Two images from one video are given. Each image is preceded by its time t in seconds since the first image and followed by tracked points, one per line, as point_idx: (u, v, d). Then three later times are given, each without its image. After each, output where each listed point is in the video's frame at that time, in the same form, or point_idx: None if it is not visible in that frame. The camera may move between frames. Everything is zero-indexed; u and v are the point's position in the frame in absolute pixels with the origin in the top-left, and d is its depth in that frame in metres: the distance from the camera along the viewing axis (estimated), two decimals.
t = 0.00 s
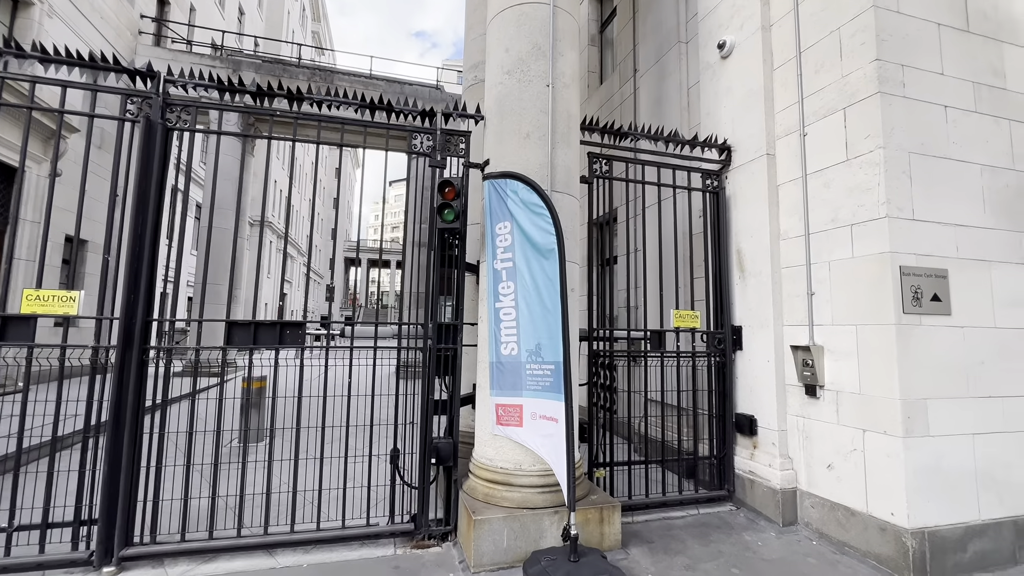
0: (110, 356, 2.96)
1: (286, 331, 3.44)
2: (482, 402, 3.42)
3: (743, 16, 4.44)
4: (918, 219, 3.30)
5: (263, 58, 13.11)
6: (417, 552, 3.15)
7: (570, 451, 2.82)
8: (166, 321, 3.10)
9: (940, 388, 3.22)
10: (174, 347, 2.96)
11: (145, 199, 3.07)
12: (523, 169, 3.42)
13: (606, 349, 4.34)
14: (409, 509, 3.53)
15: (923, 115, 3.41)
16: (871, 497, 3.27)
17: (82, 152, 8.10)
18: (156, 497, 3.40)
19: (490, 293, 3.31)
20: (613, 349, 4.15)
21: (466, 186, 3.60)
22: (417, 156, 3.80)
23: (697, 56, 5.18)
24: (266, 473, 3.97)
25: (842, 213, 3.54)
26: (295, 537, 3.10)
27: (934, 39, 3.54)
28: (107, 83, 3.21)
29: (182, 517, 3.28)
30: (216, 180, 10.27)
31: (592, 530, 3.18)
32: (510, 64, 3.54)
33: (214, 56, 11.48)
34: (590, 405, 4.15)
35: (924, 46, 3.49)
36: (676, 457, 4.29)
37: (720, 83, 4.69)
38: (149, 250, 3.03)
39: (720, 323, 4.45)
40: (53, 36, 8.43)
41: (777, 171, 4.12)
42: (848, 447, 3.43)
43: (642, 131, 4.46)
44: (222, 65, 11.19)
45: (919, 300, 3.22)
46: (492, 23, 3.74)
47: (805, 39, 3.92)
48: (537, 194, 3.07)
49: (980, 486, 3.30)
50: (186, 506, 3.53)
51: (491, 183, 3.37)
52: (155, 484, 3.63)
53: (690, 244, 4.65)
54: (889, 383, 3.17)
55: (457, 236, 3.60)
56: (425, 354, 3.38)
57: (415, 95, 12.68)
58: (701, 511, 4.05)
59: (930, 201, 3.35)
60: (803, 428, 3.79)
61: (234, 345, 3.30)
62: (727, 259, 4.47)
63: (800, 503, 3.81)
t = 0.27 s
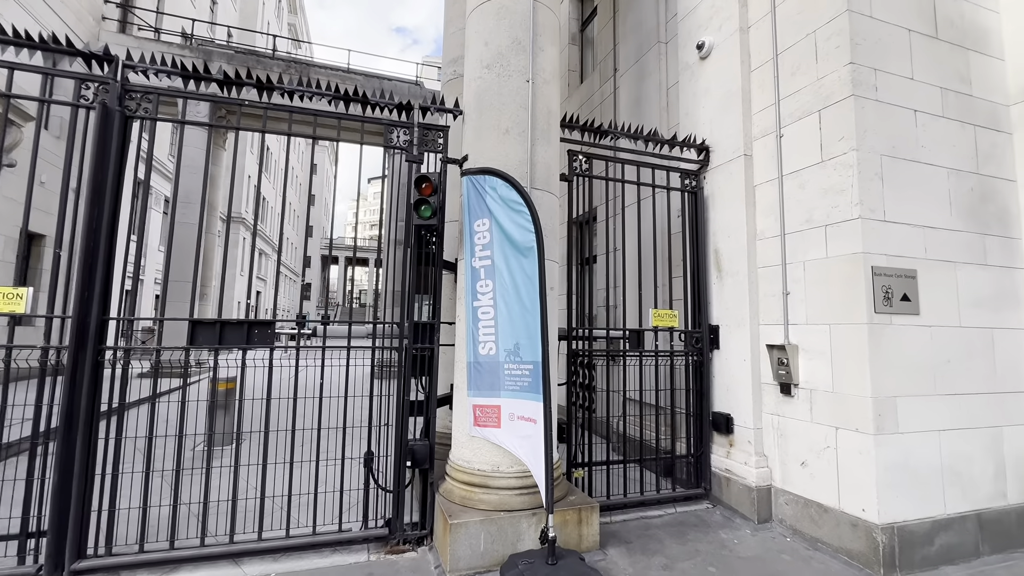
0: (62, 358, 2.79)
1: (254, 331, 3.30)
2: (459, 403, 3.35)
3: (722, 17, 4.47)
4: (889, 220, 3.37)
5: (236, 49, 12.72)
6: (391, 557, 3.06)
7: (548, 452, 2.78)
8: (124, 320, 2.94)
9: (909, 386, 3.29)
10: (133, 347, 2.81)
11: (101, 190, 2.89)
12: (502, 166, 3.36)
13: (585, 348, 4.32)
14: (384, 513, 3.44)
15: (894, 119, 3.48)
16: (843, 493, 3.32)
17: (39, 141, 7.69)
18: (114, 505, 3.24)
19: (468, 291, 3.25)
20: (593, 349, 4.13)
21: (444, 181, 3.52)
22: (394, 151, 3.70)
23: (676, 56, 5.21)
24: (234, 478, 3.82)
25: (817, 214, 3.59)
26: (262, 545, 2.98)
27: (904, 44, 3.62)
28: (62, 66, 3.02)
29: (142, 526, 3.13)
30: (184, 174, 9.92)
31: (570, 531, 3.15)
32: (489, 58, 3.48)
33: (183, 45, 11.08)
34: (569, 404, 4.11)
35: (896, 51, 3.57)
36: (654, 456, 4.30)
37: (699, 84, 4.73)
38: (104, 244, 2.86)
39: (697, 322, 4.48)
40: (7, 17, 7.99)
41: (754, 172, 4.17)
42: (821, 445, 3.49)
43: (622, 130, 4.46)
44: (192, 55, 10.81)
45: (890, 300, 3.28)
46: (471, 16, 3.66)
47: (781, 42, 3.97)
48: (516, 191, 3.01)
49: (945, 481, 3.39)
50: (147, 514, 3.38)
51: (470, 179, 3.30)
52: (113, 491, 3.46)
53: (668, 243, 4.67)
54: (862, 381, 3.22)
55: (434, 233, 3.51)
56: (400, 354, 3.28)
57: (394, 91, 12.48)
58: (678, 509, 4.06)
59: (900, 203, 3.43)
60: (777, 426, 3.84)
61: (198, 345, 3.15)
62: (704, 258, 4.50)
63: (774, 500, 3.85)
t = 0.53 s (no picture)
0: None
1: (214, 331, 3.13)
2: (432, 405, 3.27)
3: (696, 20, 4.53)
4: (854, 222, 3.46)
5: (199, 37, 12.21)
6: (361, 566, 2.96)
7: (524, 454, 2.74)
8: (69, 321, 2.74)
9: (872, 383, 3.39)
10: (78, 349, 2.61)
11: (42, 180, 2.68)
12: (477, 162, 3.30)
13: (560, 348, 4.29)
14: (353, 520, 3.32)
15: (859, 124, 3.59)
16: (810, 489, 3.40)
17: None
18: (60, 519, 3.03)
19: (442, 290, 3.17)
20: (568, 349, 4.10)
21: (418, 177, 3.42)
22: (365, 145, 3.58)
23: (651, 58, 5.25)
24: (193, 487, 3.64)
25: (786, 215, 3.67)
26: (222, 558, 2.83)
27: (869, 52, 3.74)
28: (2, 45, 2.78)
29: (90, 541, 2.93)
30: (142, 167, 9.45)
31: (545, 534, 3.11)
32: (464, 52, 3.40)
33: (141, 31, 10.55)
34: (544, 405, 4.08)
35: (860, 58, 3.68)
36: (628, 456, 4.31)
37: (672, 85, 4.78)
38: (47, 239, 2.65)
39: (671, 322, 4.52)
40: None
41: (725, 173, 4.23)
42: (789, 442, 3.56)
43: (597, 129, 4.45)
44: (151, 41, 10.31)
45: (855, 300, 3.37)
46: (445, 9, 3.58)
47: (753, 46, 4.04)
48: (492, 188, 2.96)
49: (905, 475, 3.51)
50: (97, 528, 3.17)
51: (444, 175, 3.22)
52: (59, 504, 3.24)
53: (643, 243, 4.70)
54: (828, 379, 3.30)
55: (407, 230, 3.41)
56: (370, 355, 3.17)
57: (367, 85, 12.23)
58: (652, 508, 4.09)
59: (865, 206, 3.53)
60: (748, 424, 3.90)
61: (153, 347, 2.97)
62: (678, 258, 4.55)
63: (744, 497, 3.92)
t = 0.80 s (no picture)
0: None
1: (163, 333, 2.92)
2: (401, 408, 3.15)
3: (666, 22, 4.59)
4: (816, 224, 3.57)
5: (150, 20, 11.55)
6: None
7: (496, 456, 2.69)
8: None
9: (832, 379, 3.51)
10: (5, 353, 2.37)
11: None
12: (448, 157, 3.21)
13: (532, 347, 4.25)
14: (317, 529, 3.18)
15: (820, 129, 3.71)
16: (775, 483, 3.48)
17: None
18: None
19: (411, 289, 3.06)
20: (540, 348, 4.06)
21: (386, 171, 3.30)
22: (330, 137, 3.42)
23: (621, 58, 5.29)
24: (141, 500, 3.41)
25: (752, 216, 3.75)
26: None
27: (829, 60, 3.87)
28: None
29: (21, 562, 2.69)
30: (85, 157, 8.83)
31: (518, 537, 3.06)
32: (435, 43, 3.30)
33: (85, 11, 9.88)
34: (515, 405, 4.03)
35: (822, 65, 3.81)
36: (599, 454, 4.31)
37: (643, 86, 4.82)
38: None
39: (641, 320, 4.55)
40: None
41: (694, 174, 4.31)
42: (755, 437, 3.64)
43: (569, 127, 4.43)
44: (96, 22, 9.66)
45: (816, 298, 3.48)
46: None
47: (720, 50, 4.12)
48: (464, 184, 2.89)
49: (862, 467, 3.65)
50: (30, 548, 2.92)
51: (413, 169, 3.11)
52: None
53: (613, 242, 4.71)
54: (792, 375, 3.39)
55: (376, 225, 3.28)
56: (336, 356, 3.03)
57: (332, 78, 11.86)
58: (622, 506, 4.10)
59: (826, 208, 3.65)
60: (715, 420, 3.97)
61: (94, 350, 2.74)
62: (647, 258, 4.59)
63: (712, 492, 3.99)
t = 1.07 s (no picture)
0: None
1: (96, 334, 2.68)
2: (363, 411, 3.03)
3: (630, 24, 4.65)
4: (772, 225, 3.71)
5: None
6: None
7: (463, 458, 2.63)
8: None
9: (787, 374, 3.66)
10: None
11: None
12: (413, 151, 3.11)
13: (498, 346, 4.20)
14: (272, 541, 3.01)
15: (776, 134, 3.86)
16: (733, 476, 3.60)
17: None
18: None
19: (374, 287, 2.94)
20: (506, 347, 4.02)
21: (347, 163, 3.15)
22: (287, 127, 3.24)
23: (587, 58, 5.33)
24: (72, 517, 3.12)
25: (713, 217, 3.86)
26: None
27: (784, 68, 4.04)
28: None
29: None
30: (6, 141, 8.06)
31: (484, 539, 3.01)
32: (400, 33, 3.19)
33: None
34: (481, 405, 3.97)
35: (778, 73, 3.97)
36: (564, 453, 4.32)
37: (608, 87, 4.87)
38: None
39: (605, 319, 4.59)
40: None
41: (657, 175, 4.39)
42: (714, 432, 3.75)
43: (536, 125, 4.41)
44: None
45: (772, 297, 3.61)
46: None
47: (683, 54, 4.22)
48: (431, 179, 2.81)
49: (813, 458, 3.83)
50: None
51: (376, 163, 2.99)
52: None
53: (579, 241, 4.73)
54: (750, 372, 3.51)
55: (337, 220, 3.13)
56: (293, 357, 2.88)
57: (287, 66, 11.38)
58: (587, 503, 4.13)
59: (781, 210, 3.81)
60: (677, 416, 4.06)
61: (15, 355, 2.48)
62: (612, 257, 4.64)
63: (673, 487, 4.08)
